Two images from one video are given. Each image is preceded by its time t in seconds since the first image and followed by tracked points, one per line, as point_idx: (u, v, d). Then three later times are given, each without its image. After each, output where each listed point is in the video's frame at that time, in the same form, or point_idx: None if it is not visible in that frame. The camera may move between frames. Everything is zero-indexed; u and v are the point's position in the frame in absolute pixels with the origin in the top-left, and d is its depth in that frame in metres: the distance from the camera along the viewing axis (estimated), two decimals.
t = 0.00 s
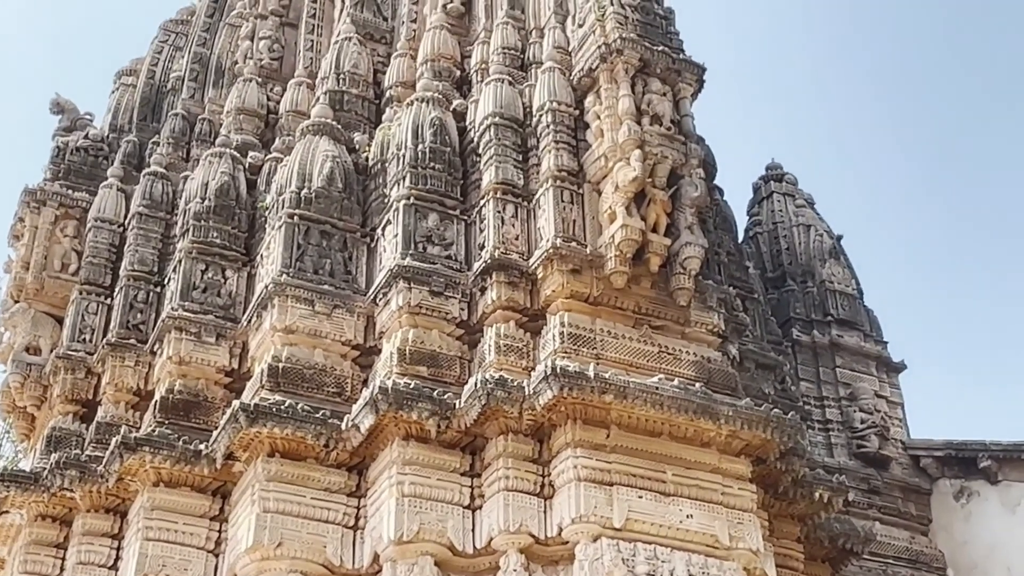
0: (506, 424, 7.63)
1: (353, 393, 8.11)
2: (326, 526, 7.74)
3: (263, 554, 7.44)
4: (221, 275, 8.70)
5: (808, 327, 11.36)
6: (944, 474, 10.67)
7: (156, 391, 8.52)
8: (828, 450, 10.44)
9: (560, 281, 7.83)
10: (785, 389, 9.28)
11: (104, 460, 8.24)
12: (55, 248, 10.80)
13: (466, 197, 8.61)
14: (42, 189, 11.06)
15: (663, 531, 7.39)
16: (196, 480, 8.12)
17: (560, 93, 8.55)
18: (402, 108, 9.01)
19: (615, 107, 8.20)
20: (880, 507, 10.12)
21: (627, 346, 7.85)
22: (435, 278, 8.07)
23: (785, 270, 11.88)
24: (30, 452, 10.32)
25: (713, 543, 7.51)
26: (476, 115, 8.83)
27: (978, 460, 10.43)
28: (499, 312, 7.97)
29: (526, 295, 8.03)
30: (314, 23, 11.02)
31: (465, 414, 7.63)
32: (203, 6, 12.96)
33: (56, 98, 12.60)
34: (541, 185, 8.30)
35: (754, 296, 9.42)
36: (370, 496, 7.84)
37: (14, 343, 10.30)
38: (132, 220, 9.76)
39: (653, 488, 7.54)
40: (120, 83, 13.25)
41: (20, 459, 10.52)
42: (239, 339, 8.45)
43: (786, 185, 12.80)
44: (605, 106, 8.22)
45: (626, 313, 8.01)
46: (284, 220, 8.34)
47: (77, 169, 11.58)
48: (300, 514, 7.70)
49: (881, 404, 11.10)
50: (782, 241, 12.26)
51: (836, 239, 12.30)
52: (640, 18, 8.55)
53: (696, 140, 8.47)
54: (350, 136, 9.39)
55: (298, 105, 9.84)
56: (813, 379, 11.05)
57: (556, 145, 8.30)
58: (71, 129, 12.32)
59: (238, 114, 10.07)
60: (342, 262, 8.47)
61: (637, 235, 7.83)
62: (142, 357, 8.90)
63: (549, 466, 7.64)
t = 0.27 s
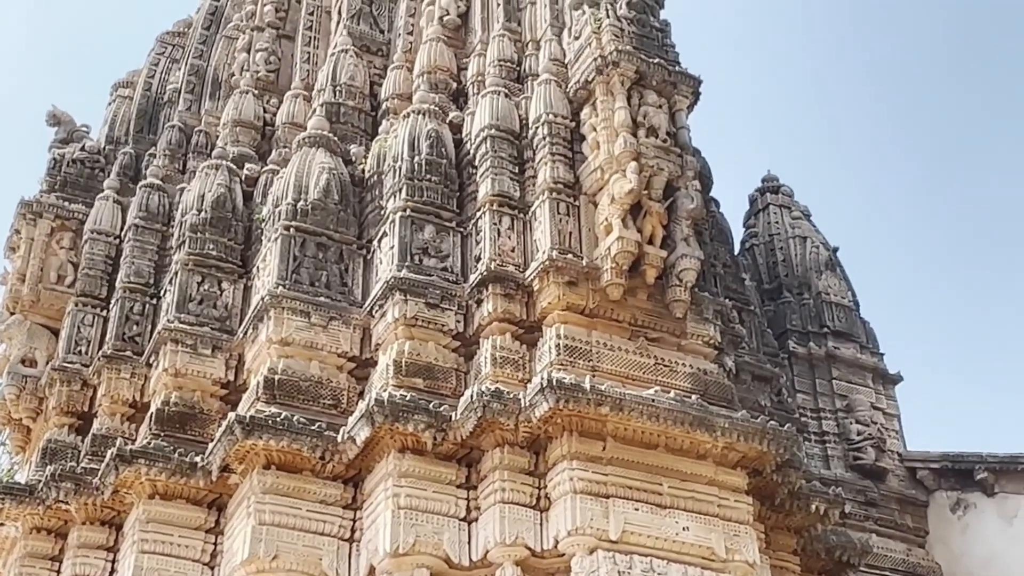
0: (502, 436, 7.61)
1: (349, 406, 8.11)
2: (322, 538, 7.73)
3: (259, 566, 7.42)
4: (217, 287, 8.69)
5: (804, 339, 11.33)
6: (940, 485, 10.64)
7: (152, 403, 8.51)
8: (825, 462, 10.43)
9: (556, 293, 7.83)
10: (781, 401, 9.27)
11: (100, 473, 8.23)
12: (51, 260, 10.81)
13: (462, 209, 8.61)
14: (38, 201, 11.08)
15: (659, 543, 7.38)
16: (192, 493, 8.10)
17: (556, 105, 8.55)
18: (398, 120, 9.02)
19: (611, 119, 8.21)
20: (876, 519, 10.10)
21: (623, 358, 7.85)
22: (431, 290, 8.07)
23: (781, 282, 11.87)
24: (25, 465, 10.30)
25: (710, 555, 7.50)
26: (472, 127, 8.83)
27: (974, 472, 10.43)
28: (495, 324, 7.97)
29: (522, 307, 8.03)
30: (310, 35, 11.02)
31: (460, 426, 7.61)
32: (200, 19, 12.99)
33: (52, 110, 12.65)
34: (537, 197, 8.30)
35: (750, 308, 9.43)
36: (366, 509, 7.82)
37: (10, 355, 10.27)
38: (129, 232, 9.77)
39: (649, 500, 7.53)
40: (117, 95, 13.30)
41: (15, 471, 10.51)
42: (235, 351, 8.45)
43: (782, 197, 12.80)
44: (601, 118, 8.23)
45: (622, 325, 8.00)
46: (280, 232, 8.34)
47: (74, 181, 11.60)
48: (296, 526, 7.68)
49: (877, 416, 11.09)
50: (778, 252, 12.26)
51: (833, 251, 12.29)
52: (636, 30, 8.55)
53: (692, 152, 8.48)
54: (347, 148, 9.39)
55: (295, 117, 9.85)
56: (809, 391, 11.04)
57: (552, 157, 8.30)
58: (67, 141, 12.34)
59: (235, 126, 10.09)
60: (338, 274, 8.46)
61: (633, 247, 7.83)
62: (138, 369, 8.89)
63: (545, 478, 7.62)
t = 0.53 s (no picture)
0: (498, 449, 7.60)
1: (345, 418, 8.10)
2: (317, 551, 7.71)
3: None
4: (213, 299, 8.69)
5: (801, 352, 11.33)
6: (937, 499, 10.62)
7: (148, 415, 8.50)
8: (821, 475, 10.41)
9: (552, 306, 7.83)
10: (778, 414, 9.26)
11: (95, 485, 8.22)
12: (47, 271, 10.82)
13: (459, 222, 8.61)
14: (35, 213, 11.10)
15: (655, 557, 7.37)
16: (187, 505, 8.08)
17: (553, 117, 8.55)
18: (395, 132, 9.02)
19: (608, 132, 8.21)
20: (873, 533, 10.08)
21: (619, 371, 7.84)
22: (428, 302, 8.07)
23: (778, 294, 11.86)
24: (20, 477, 10.27)
25: (705, 569, 7.49)
26: (469, 140, 8.83)
27: (971, 485, 10.35)
28: (491, 337, 7.96)
29: (518, 320, 8.02)
30: (308, 48, 11.04)
31: (456, 439, 7.59)
32: (197, 31, 13.02)
33: (50, 121, 12.68)
34: (533, 210, 8.30)
35: (746, 321, 9.43)
36: (362, 522, 7.80)
37: (6, 367, 10.25)
38: (125, 244, 9.78)
39: (645, 513, 7.52)
40: (114, 107, 13.35)
41: (10, 483, 10.49)
42: (231, 363, 8.44)
43: (778, 210, 12.81)
44: (597, 131, 8.24)
45: (618, 337, 8.00)
46: (276, 244, 8.33)
47: (70, 193, 11.62)
48: (292, 539, 7.66)
49: (874, 429, 11.10)
50: (775, 265, 12.26)
51: (829, 264, 12.30)
52: (632, 43, 8.54)
53: (689, 165, 8.48)
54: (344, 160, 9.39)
55: (292, 130, 9.86)
56: (805, 404, 11.02)
57: (549, 170, 8.30)
58: (64, 153, 12.36)
59: (231, 138, 10.09)
60: (334, 286, 8.46)
61: (629, 260, 7.83)
62: (134, 381, 8.89)
63: (541, 491, 7.61)
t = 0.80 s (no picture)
0: (494, 461, 7.58)
1: (341, 430, 8.09)
2: (312, 563, 7.69)
3: None
4: (210, 310, 8.68)
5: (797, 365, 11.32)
6: (933, 513, 10.60)
7: (144, 426, 8.49)
8: (818, 489, 10.40)
9: (549, 319, 7.83)
10: (775, 427, 9.25)
11: (90, 497, 8.20)
12: (44, 282, 10.83)
13: (456, 234, 8.61)
14: (32, 224, 11.11)
15: (651, 570, 7.35)
16: (182, 517, 8.06)
17: (550, 130, 8.56)
18: (393, 144, 9.02)
19: (605, 144, 8.22)
20: (869, 546, 10.06)
21: (615, 384, 7.84)
22: (424, 314, 8.06)
23: (775, 308, 11.85)
24: (15, 488, 10.25)
25: None
26: (466, 152, 8.84)
27: (967, 499, 10.31)
28: (488, 349, 7.96)
29: (515, 332, 8.02)
30: (305, 60, 11.05)
31: (452, 451, 7.58)
32: (195, 43, 13.05)
33: (47, 132, 12.71)
34: (530, 222, 8.30)
35: (743, 334, 9.43)
36: (357, 534, 7.78)
37: (2, 378, 10.24)
38: (122, 255, 9.78)
39: (641, 526, 7.50)
40: (112, 118, 13.38)
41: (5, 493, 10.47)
42: (227, 374, 8.43)
43: (775, 223, 12.82)
44: (594, 144, 8.25)
45: (614, 350, 8.00)
46: (273, 256, 8.33)
47: (67, 204, 11.64)
48: (287, 552, 7.64)
49: (871, 442, 11.10)
50: (771, 278, 12.26)
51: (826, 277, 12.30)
52: (629, 56, 8.54)
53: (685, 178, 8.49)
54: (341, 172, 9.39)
55: (289, 142, 9.87)
56: (802, 418, 11.02)
57: (546, 183, 8.31)
58: (61, 164, 12.38)
59: (229, 150, 10.10)
60: (331, 298, 8.46)
61: (626, 273, 7.84)
62: (130, 392, 8.88)
63: (537, 504, 7.60)
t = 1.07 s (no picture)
0: (492, 474, 7.57)
1: (339, 442, 8.07)
2: None
3: None
4: (207, 321, 8.67)
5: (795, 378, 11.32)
6: (931, 527, 10.58)
7: (141, 438, 8.48)
8: (815, 502, 10.38)
9: (547, 331, 7.83)
10: (773, 441, 9.25)
11: (87, 508, 8.19)
12: (42, 293, 10.83)
13: (454, 246, 8.61)
14: (30, 235, 11.12)
15: None
16: (179, 529, 8.04)
17: (549, 143, 8.56)
18: (391, 156, 9.02)
19: (603, 157, 8.22)
20: (867, 560, 10.04)
21: (613, 397, 7.83)
22: (422, 327, 8.05)
23: (773, 320, 11.84)
24: (12, 498, 10.23)
25: None
26: (465, 164, 8.84)
27: (964, 513, 10.28)
28: (486, 361, 7.96)
29: (513, 344, 8.01)
30: (305, 72, 11.06)
31: (450, 464, 7.57)
32: (195, 54, 13.07)
33: (46, 142, 12.73)
34: (528, 235, 8.30)
35: (741, 348, 9.42)
36: (355, 547, 7.76)
37: None
38: (120, 266, 9.78)
39: (639, 540, 7.49)
40: (111, 129, 13.41)
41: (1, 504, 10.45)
42: (225, 386, 8.42)
43: (773, 237, 12.81)
44: (593, 157, 8.25)
45: (612, 363, 8.00)
46: (272, 267, 8.33)
47: (66, 214, 11.65)
48: (284, 564, 7.63)
49: (869, 456, 11.09)
50: (769, 291, 12.25)
51: (824, 291, 12.30)
52: (628, 70, 8.53)
53: (684, 191, 8.50)
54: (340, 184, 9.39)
55: (288, 153, 9.87)
56: (800, 431, 11.01)
57: (544, 196, 8.31)
58: (60, 175, 12.39)
59: (227, 161, 10.10)
60: (329, 310, 8.45)
61: (624, 286, 7.84)
62: (127, 404, 8.87)
63: (535, 517, 7.58)
